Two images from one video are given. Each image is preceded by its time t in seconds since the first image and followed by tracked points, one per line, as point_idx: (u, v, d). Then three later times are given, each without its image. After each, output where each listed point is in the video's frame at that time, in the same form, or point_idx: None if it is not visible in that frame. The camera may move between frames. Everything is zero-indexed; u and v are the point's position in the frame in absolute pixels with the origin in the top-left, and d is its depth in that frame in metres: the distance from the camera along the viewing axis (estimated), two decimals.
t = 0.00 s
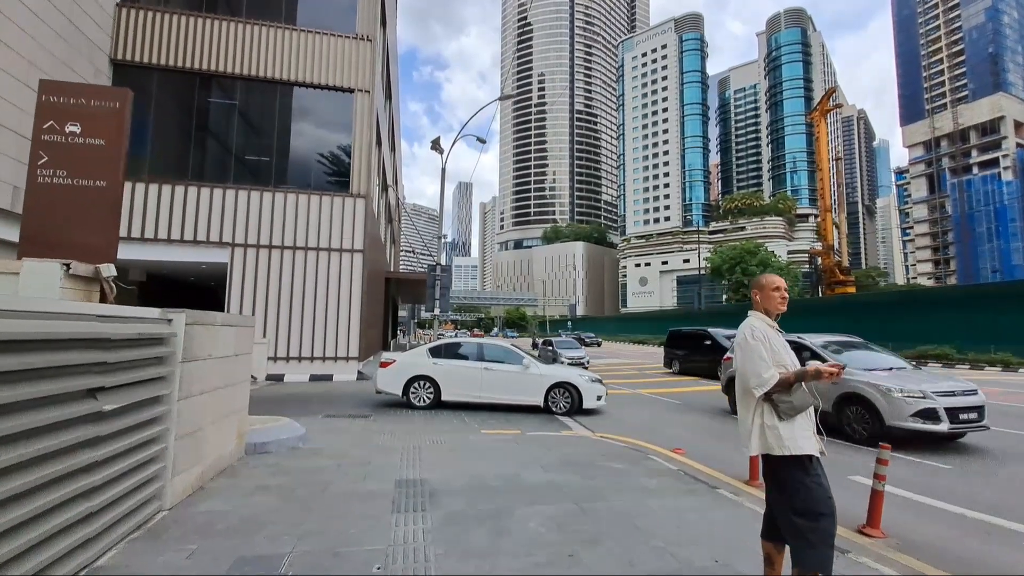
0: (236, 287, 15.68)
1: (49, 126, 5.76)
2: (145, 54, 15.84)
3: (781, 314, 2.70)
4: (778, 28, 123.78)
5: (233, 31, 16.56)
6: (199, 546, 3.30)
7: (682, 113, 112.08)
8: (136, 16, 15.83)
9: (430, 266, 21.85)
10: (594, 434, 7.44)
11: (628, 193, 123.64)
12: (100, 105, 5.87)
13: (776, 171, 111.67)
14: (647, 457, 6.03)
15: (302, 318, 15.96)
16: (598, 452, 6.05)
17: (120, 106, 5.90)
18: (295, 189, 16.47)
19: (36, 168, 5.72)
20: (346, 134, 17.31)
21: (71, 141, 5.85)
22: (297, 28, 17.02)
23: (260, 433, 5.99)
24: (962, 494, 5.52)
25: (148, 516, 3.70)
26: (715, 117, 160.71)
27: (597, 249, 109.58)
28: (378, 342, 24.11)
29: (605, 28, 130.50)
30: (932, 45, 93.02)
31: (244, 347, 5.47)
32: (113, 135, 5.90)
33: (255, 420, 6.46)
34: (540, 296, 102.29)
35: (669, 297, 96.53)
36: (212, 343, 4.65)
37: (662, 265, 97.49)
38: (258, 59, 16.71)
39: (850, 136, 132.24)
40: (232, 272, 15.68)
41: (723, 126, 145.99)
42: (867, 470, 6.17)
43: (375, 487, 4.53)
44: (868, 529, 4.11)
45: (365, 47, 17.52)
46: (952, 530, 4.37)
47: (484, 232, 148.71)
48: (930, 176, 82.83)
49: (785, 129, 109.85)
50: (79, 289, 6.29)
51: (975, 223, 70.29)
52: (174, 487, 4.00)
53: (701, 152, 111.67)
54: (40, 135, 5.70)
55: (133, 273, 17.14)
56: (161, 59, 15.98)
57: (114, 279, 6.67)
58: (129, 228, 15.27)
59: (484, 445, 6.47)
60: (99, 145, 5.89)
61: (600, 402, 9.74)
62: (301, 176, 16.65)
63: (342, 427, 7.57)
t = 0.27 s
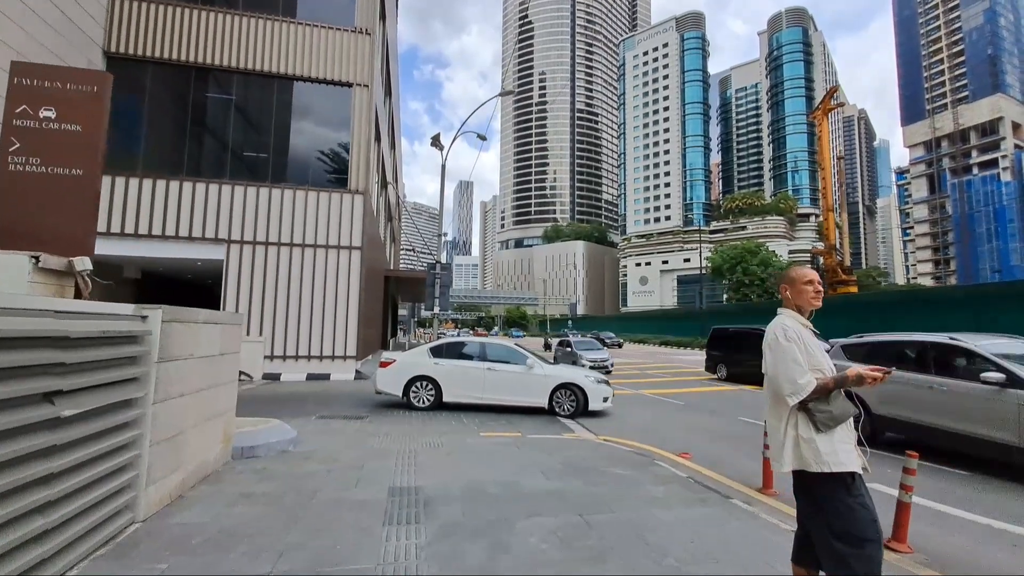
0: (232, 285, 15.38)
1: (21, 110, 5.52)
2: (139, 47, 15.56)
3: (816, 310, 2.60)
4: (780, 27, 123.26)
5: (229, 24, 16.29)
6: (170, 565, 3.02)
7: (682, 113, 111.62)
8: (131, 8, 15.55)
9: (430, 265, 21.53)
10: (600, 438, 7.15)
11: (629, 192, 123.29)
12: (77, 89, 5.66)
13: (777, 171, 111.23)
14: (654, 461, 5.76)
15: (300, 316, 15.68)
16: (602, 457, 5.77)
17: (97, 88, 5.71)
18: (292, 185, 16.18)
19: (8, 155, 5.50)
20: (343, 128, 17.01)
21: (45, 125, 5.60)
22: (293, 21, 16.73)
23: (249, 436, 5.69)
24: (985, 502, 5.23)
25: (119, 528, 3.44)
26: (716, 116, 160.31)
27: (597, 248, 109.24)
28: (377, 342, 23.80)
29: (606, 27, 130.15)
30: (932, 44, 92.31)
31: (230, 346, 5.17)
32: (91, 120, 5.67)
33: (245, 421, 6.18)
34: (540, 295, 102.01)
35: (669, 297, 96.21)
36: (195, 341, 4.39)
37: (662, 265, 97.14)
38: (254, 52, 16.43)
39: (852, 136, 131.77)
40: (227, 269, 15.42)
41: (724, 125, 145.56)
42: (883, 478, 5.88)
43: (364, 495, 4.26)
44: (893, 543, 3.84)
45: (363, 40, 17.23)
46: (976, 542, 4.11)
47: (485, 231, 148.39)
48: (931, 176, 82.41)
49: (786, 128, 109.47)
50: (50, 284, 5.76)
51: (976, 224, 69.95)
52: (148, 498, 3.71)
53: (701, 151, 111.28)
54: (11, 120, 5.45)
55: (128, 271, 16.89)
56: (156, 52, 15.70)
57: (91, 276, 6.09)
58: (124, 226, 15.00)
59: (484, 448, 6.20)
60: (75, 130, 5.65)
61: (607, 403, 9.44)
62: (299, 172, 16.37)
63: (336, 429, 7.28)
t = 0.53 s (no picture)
0: (226, 283, 15.07)
1: None
2: (132, 40, 15.24)
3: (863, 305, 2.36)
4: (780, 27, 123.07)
5: (224, 17, 15.97)
6: None
7: (682, 112, 111.40)
8: None
9: (429, 263, 21.29)
10: (608, 442, 6.86)
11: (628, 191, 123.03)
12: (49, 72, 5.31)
13: (777, 170, 110.98)
14: (665, 468, 5.46)
15: (296, 315, 15.40)
16: (609, 463, 5.47)
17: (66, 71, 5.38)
18: (289, 181, 15.90)
19: None
20: (341, 123, 16.71)
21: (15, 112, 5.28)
22: (291, 14, 16.43)
23: (237, 440, 5.38)
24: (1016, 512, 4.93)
25: (86, 544, 3.15)
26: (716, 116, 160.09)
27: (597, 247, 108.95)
28: (375, 341, 23.51)
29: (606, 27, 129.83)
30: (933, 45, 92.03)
31: (214, 345, 4.84)
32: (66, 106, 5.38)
33: (235, 424, 5.88)
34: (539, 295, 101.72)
35: (669, 296, 95.90)
36: (176, 339, 4.10)
37: (662, 264, 96.80)
38: (250, 46, 16.14)
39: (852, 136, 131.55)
40: (221, 267, 15.11)
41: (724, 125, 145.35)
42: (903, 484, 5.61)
43: (356, 506, 3.96)
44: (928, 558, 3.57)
45: (361, 34, 16.94)
46: (1014, 558, 3.82)
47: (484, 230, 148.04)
48: (931, 177, 82.25)
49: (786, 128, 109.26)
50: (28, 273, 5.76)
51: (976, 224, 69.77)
52: (118, 511, 3.41)
53: (701, 151, 111.03)
54: None
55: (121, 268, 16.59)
56: (149, 45, 15.38)
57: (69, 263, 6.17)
58: (116, 222, 14.66)
59: (485, 452, 5.90)
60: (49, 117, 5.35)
61: (616, 406, 9.15)
62: (296, 168, 16.09)
63: (332, 431, 6.99)
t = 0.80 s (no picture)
0: (221, 282, 14.78)
1: None
2: (123, 34, 14.93)
3: (927, 301, 2.19)
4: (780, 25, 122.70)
5: (219, 11, 15.71)
6: None
7: (682, 111, 110.96)
8: None
9: (428, 262, 21.00)
10: (616, 445, 6.62)
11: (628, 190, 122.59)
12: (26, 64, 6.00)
13: (777, 169, 110.62)
14: (676, 475, 5.20)
15: (292, 315, 15.10)
16: (616, 469, 5.20)
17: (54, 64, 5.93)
18: (285, 178, 15.60)
19: None
20: (338, 119, 16.45)
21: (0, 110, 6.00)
22: (286, 9, 16.14)
23: (225, 446, 5.13)
24: None
25: (54, 564, 2.90)
26: (716, 115, 159.79)
27: (596, 246, 108.56)
28: (374, 341, 23.28)
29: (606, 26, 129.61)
30: (934, 43, 91.53)
31: (198, 347, 4.58)
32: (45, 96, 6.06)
33: (223, 429, 5.62)
34: (539, 294, 101.36)
35: (669, 295, 95.59)
36: (158, 339, 3.84)
37: (663, 263, 96.32)
38: (245, 41, 15.85)
39: (852, 135, 131.25)
40: (216, 266, 14.81)
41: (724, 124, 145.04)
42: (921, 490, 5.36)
43: (348, 519, 3.68)
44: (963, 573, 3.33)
45: (358, 28, 16.66)
46: None
47: (484, 230, 147.73)
48: (933, 175, 81.75)
49: (786, 127, 108.92)
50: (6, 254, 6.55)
51: (978, 223, 69.53)
52: (89, 526, 3.13)
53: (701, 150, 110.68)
54: None
55: (115, 267, 16.27)
56: (141, 39, 15.08)
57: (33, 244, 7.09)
58: (106, 220, 14.34)
59: (485, 458, 5.63)
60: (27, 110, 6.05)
61: (628, 409, 8.79)
62: (292, 165, 15.83)
63: (327, 435, 6.72)
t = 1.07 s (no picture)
0: (214, 280, 14.49)
1: None
2: (115, 28, 14.68)
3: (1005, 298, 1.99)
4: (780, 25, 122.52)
5: (215, 5, 15.48)
6: None
7: (682, 111, 110.63)
8: None
9: (426, 261, 20.74)
10: (625, 450, 6.37)
11: (628, 190, 122.27)
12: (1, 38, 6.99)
13: (777, 169, 110.37)
14: (685, 483, 4.95)
15: (287, 314, 14.81)
16: (622, 478, 4.93)
17: (19, 35, 7.02)
18: (281, 174, 15.35)
19: None
20: (334, 115, 16.23)
21: None
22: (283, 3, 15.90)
23: (209, 452, 4.87)
24: None
25: None
26: (716, 115, 159.58)
27: (596, 246, 108.25)
28: (372, 341, 23.03)
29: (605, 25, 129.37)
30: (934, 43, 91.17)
31: (179, 347, 4.31)
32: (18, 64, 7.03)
33: (207, 435, 5.34)
34: (538, 294, 101.05)
35: (668, 295, 95.34)
36: (132, 338, 3.59)
37: (662, 263, 96.03)
38: (241, 35, 15.63)
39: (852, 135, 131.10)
40: (210, 264, 14.52)
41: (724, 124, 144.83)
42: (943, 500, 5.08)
43: (335, 535, 3.42)
44: None
45: (356, 23, 16.40)
46: None
47: (483, 229, 147.40)
48: (933, 175, 81.48)
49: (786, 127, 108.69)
50: None
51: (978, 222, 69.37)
52: (51, 542, 2.86)
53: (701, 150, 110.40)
54: None
55: (107, 264, 15.96)
56: (134, 33, 14.86)
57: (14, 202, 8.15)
58: (97, 217, 14.05)
59: (484, 465, 5.35)
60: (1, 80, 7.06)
61: (641, 412, 8.41)
62: (289, 161, 15.59)
63: (320, 439, 6.45)
